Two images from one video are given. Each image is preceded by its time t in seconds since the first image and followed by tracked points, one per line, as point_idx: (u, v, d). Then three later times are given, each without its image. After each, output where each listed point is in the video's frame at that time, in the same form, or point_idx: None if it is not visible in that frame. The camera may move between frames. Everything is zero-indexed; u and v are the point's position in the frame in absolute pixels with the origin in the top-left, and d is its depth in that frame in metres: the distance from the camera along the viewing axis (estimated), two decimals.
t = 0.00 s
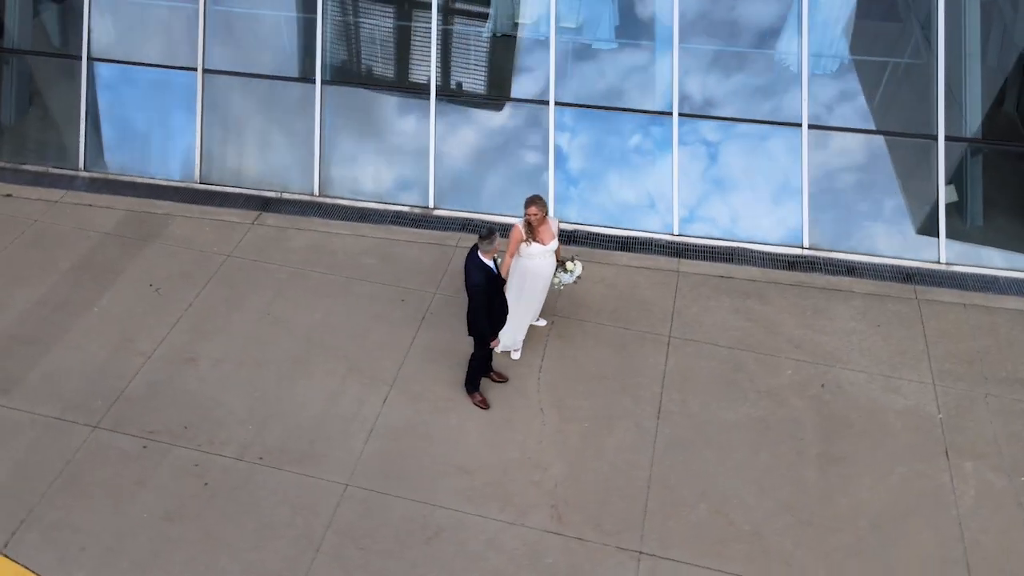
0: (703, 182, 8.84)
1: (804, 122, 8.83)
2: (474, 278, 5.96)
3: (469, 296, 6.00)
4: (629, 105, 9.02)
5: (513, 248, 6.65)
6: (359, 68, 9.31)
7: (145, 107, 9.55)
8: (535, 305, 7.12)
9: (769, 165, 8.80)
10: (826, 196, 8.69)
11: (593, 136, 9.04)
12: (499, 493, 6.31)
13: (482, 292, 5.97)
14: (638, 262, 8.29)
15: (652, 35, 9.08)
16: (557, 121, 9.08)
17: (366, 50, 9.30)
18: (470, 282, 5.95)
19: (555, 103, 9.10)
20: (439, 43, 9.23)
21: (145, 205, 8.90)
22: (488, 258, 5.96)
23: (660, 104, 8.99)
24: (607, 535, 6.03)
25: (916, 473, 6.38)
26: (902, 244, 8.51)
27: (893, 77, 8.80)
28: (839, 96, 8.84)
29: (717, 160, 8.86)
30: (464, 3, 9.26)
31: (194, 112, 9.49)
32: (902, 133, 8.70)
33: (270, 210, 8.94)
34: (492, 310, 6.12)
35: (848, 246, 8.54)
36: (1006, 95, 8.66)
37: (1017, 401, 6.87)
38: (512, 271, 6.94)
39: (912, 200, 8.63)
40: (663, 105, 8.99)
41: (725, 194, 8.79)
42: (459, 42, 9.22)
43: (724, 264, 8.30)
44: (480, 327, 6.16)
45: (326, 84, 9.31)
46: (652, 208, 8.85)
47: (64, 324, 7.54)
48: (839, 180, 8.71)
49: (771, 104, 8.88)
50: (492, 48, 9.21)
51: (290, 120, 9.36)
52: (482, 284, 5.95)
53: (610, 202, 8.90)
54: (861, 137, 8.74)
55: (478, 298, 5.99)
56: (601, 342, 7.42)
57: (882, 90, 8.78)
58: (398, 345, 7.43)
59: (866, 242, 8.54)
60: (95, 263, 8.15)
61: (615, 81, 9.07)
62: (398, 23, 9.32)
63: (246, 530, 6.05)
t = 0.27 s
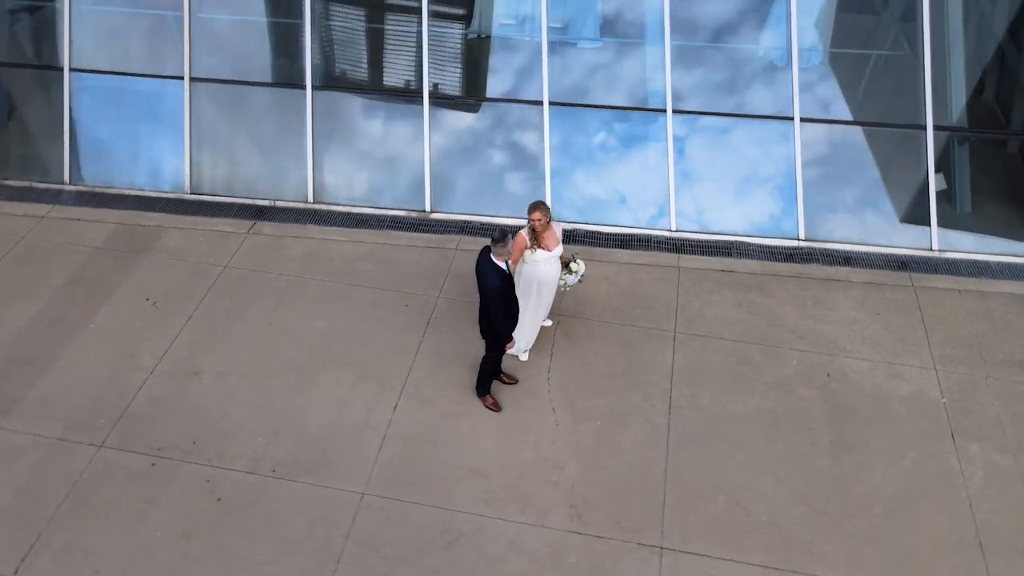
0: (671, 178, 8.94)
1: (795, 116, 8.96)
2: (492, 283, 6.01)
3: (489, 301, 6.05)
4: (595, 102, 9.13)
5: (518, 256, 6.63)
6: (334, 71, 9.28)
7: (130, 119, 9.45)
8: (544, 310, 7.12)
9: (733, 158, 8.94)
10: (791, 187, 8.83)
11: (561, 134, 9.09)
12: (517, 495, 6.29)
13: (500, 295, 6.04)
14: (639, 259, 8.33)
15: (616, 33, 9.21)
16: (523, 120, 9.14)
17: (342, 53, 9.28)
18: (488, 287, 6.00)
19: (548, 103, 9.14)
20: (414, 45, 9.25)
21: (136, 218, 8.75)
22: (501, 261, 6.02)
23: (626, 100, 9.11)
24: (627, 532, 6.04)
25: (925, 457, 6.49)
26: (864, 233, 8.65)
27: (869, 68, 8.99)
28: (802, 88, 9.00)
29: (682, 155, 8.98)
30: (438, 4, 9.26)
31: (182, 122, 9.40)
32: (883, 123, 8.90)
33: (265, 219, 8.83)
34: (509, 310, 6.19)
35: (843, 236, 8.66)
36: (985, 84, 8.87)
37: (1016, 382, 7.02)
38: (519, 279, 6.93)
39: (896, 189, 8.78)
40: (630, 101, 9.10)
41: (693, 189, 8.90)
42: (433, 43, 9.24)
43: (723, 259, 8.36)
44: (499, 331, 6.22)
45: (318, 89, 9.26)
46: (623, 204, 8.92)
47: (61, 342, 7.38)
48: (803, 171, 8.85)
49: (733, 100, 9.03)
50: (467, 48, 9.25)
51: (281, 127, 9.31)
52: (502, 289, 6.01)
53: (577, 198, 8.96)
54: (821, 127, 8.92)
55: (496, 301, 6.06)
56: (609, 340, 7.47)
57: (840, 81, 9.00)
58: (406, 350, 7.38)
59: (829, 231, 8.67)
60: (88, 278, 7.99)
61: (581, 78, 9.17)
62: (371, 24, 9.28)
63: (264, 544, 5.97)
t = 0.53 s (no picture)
0: (637, 175, 9.07)
1: (782, 108, 9.12)
2: (504, 285, 5.99)
3: (501, 303, 6.05)
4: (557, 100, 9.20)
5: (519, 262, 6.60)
6: (303, 76, 9.22)
7: (111, 131, 9.32)
8: (544, 316, 7.07)
9: (694, 151, 9.07)
10: (751, 179, 9.00)
11: (525, 134, 9.16)
12: (534, 496, 6.29)
13: (512, 297, 6.04)
14: (635, 256, 8.38)
15: (573, 31, 9.28)
16: (486, 120, 9.18)
17: (312, 59, 9.22)
18: (501, 289, 5.99)
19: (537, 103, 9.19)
20: (383, 49, 9.23)
21: (122, 233, 8.58)
22: (510, 263, 6.01)
23: (587, 97, 9.21)
24: (646, 528, 6.08)
25: (929, 438, 6.63)
26: (823, 223, 8.84)
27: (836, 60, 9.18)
28: (761, 83, 9.15)
29: (648, 151, 9.11)
30: (407, 6, 9.22)
31: (165, 134, 9.26)
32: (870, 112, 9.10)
33: (255, 229, 8.71)
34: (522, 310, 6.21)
35: (832, 226, 8.84)
36: (958, 71, 9.11)
37: (1010, 361, 7.21)
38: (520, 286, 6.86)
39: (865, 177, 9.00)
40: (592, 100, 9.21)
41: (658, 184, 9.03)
42: (404, 47, 9.21)
43: (717, 251, 8.45)
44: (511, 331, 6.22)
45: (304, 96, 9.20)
46: (587, 199, 9.02)
47: (54, 363, 7.19)
48: (764, 163, 9.02)
49: (691, 94, 9.17)
50: (437, 50, 9.23)
51: (265, 135, 9.22)
52: (514, 290, 6.00)
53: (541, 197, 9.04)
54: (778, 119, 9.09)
55: (508, 303, 6.06)
56: (612, 337, 7.50)
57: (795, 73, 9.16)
58: (410, 356, 7.33)
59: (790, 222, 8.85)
60: (78, 297, 7.81)
61: (542, 75, 9.24)
62: (339, 28, 9.23)
63: (281, 559, 5.88)
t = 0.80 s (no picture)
0: (601, 170, 9.20)
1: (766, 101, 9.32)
2: (514, 286, 5.96)
3: (511, 305, 6.01)
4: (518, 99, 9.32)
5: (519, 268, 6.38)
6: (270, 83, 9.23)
7: (91, 145, 9.25)
8: (543, 323, 6.90)
9: (655, 146, 9.25)
10: (711, 171, 9.19)
11: (485, 134, 9.28)
12: (549, 496, 6.28)
13: (521, 298, 5.99)
14: (630, 251, 8.42)
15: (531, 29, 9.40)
16: (447, 122, 9.27)
17: (281, 68, 9.22)
18: (509, 291, 5.94)
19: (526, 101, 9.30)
20: (351, 52, 9.27)
21: (108, 247, 8.39)
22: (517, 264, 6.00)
23: (549, 95, 9.32)
24: (663, 522, 6.11)
25: (930, 420, 6.77)
26: (789, 212, 9.02)
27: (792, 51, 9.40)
28: (716, 80, 9.38)
29: (611, 148, 9.26)
30: (373, 9, 9.27)
31: (148, 146, 9.21)
32: (856, 103, 9.33)
33: (245, 239, 8.58)
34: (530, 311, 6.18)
35: (819, 216, 9.00)
36: (931, 59, 9.34)
37: (1001, 341, 7.40)
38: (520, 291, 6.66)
39: (825, 166, 9.20)
40: (552, 98, 9.32)
41: (624, 179, 9.17)
42: (371, 50, 9.26)
43: (710, 244, 8.54)
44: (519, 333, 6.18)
45: (291, 101, 9.23)
46: (551, 195, 9.11)
47: (47, 384, 6.99)
48: (724, 155, 9.23)
49: (651, 87, 9.35)
50: (404, 52, 9.28)
51: (247, 144, 9.23)
52: (523, 290, 5.96)
53: (506, 197, 9.11)
54: (737, 111, 9.31)
55: (518, 305, 6.02)
56: (614, 333, 7.52)
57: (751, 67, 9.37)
58: (413, 361, 7.26)
59: (755, 212, 9.04)
60: (66, 315, 7.60)
61: (501, 74, 9.35)
62: (304, 33, 9.25)
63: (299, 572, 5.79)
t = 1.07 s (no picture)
0: (563, 167, 9.25)
1: (751, 94, 9.47)
2: (521, 288, 5.92)
3: (519, 306, 5.97)
4: (478, 99, 9.34)
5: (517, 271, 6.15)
6: (235, 91, 9.21)
7: (59, 158, 9.10)
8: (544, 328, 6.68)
9: (617, 143, 9.33)
10: (670, 164, 9.27)
11: (446, 135, 9.26)
12: (563, 496, 6.27)
13: (528, 301, 5.96)
14: (624, 248, 8.47)
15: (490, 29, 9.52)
16: (408, 125, 9.24)
17: (247, 74, 9.20)
18: (518, 293, 5.91)
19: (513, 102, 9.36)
20: (316, 58, 9.29)
21: (93, 265, 8.20)
22: (524, 266, 5.98)
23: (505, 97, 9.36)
24: (677, 516, 6.14)
25: (929, 402, 6.91)
26: (751, 203, 9.13)
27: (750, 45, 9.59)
28: (671, 75, 9.51)
29: (571, 145, 9.31)
30: (335, 14, 9.31)
31: (126, 156, 9.07)
32: (833, 94, 9.54)
33: (234, 251, 8.46)
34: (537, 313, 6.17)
35: (807, 206, 9.12)
36: (906, 48, 9.60)
37: (990, 322, 7.58)
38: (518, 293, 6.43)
39: (786, 156, 9.34)
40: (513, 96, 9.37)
41: (586, 174, 9.23)
42: (337, 54, 9.29)
43: (701, 238, 8.63)
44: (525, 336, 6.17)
45: (276, 109, 9.20)
46: (513, 196, 9.12)
47: (40, 408, 6.79)
48: (681, 148, 9.33)
49: (611, 84, 9.47)
50: (371, 54, 9.30)
51: (226, 154, 9.16)
52: (531, 292, 5.92)
53: (469, 198, 9.10)
54: (691, 105, 9.42)
55: (526, 307, 5.99)
56: (615, 331, 7.55)
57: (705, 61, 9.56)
58: (415, 367, 7.20)
59: (717, 204, 9.12)
60: (54, 335, 7.40)
61: (460, 75, 9.40)
62: (265, 40, 9.23)
63: None
